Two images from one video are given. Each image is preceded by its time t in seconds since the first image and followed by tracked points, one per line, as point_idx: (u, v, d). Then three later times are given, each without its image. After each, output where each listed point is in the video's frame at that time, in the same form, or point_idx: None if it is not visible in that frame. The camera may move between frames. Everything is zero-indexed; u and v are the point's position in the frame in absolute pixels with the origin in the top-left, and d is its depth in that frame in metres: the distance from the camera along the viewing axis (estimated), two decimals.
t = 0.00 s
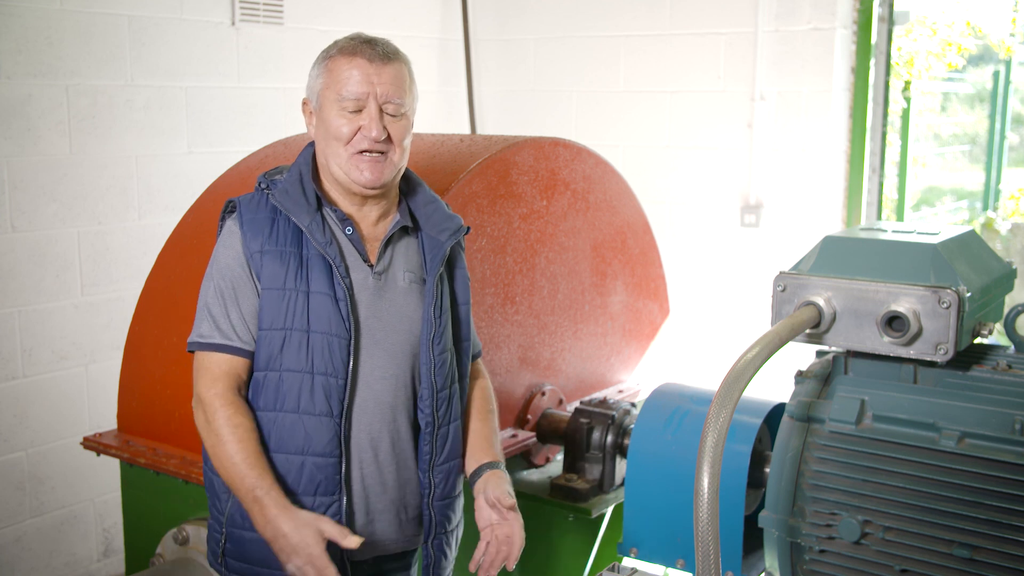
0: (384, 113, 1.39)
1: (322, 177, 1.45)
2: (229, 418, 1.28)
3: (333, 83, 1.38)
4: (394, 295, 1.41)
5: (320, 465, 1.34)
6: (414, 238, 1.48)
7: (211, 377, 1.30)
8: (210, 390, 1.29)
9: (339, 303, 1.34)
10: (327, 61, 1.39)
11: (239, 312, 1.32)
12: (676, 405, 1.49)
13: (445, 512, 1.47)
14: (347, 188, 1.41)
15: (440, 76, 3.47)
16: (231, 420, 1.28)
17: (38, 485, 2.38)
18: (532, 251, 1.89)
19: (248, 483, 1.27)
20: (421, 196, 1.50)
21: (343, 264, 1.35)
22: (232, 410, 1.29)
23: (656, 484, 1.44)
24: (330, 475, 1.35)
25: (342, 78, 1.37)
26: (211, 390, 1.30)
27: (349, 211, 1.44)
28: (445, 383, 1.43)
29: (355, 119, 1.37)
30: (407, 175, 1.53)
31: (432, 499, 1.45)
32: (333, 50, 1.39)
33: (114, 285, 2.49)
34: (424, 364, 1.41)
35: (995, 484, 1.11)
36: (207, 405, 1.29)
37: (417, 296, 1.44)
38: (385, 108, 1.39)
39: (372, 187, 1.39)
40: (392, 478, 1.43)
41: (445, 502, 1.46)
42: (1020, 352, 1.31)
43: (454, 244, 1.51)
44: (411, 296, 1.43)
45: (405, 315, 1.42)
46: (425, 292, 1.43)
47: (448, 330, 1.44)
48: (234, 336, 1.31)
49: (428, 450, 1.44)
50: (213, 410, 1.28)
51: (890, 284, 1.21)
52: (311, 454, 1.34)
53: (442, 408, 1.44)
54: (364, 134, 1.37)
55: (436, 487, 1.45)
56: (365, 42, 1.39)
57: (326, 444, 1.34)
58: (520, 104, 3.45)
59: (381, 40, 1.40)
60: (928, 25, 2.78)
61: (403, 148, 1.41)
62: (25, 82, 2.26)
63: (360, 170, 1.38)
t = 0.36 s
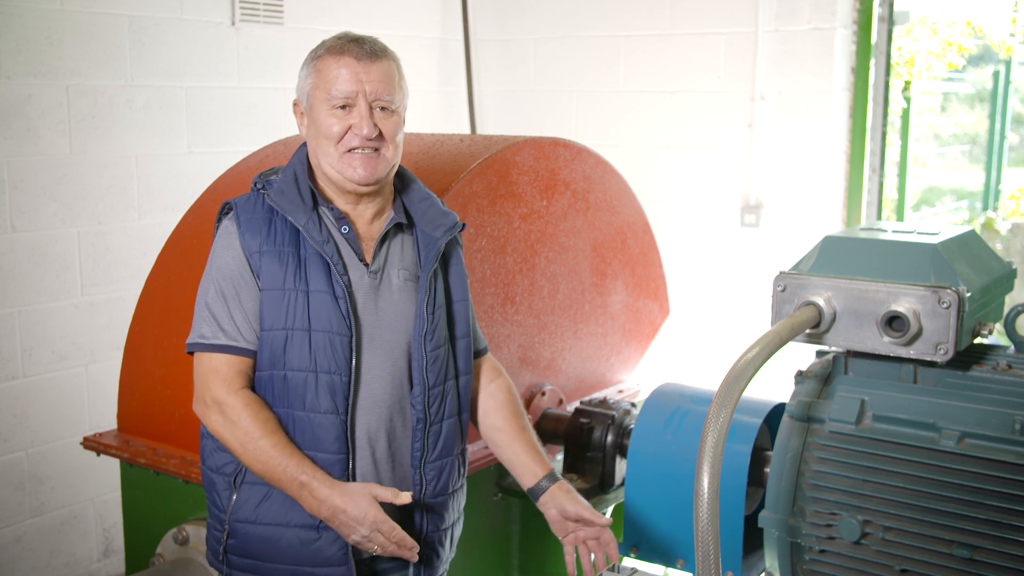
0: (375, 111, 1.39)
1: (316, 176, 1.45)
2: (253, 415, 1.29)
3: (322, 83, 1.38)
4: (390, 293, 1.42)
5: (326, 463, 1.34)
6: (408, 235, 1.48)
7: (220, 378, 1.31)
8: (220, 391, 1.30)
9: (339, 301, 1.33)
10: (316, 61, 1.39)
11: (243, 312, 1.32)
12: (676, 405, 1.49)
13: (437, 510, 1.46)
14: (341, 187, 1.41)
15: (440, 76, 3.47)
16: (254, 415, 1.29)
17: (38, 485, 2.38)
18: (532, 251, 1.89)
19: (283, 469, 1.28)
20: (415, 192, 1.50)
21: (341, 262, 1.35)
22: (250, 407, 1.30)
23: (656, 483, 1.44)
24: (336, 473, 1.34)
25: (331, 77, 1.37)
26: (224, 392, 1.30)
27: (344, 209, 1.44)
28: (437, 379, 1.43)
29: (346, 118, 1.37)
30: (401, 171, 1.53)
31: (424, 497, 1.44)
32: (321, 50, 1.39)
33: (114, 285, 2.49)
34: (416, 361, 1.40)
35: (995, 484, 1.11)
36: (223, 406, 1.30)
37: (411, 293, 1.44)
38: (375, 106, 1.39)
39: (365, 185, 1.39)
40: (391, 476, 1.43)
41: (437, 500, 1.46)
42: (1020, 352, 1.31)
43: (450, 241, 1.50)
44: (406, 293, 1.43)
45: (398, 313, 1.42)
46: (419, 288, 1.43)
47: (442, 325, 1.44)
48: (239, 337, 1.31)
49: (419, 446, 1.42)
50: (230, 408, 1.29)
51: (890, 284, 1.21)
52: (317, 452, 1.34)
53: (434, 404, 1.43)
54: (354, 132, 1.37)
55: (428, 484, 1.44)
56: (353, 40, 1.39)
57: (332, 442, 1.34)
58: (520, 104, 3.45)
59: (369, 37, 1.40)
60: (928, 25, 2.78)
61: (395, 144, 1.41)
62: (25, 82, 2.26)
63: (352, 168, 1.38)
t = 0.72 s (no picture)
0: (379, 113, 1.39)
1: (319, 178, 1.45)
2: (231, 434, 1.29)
3: (327, 84, 1.38)
4: (396, 293, 1.42)
5: (329, 463, 1.34)
6: (412, 236, 1.48)
7: (218, 381, 1.30)
8: (214, 396, 1.30)
9: (343, 302, 1.34)
10: (321, 62, 1.39)
11: (244, 314, 1.31)
12: (677, 405, 1.49)
13: (448, 508, 1.48)
14: (345, 188, 1.41)
15: (440, 76, 3.47)
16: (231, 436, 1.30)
17: (38, 485, 2.38)
18: (532, 251, 1.89)
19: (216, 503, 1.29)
20: (418, 194, 1.51)
21: (345, 262, 1.35)
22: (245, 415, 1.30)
23: (657, 483, 1.43)
24: (338, 473, 1.34)
25: (335, 79, 1.37)
26: (219, 397, 1.30)
27: (346, 210, 1.44)
28: (446, 380, 1.44)
29: (350, 119, 1.37)
30: (405, 174, 1.53)
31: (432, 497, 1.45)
32: (326, 51, 1.39)
33: (114, 285, 2.49)
34: (425, 361, 1.42)
35: (995, 484, 1.11)
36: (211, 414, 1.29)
37: (417, 293, 1.44)
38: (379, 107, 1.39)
39: (368, 186, 1.39)
40: (395, 478, 1.43)
41: (448, 499, 1.47)
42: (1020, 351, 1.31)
43: (452, 242, 1.51)
44: (410, 294, 1.43)
45: (406, 313, 1.42)
46: (425, 288, 1.43)
47: (448, 327, 1.45)
48: (240, 338, 1.30)
49: (431, 446, 1.44)
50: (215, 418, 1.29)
51: (890, 284, 1.21)
52: (318, 453, 1.33)
53: (445, 405, 1.44)
54: (359, 133, 1.37)
55: (439, 484, 1.46)
56: (358, 42, 1.40)
57: (334, 443, 1.34)
58: (520, 104, 3.45)
59: (374, 40, 1.40)
60: (928, 25, 2.78)
61: (399, 147, 1.41)
62: (25, 82, 2.26)
63: (355, 169, 1.38)
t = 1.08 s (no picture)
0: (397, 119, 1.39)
1: (318, 171, 1.44)
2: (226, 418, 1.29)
3: (352, 79, 1.38)
4: (388, 290, 1.41)
5: (319, 458, 1.34)
6: (408, 236, 1.48)
7: (208, 372, 1.31)
8: (207, 388, 1.30)
9: (334, 298, 1.34)
10: (351, 56, 1.39)
11: (233, 308, 1.32)
12: (676, 406, 1.48)
13: (439, 510, 1.46)
14: (345, 184, 1.41)
15: (440, 76, 3.47)
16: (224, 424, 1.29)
17: (38, 485, 2.38)
18: (532, 251, 1.89)
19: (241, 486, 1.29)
20: (417, 195, 1.51)
21: (337, 258, 1.35)
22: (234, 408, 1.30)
23: (657, 483, 1.44)
24: (328, 469, 1.35)
25: (363, 76, 1.37)
26: (210, 389, 1.30)
27: (342, 207, 1.43)
28: (440, 380, 1.43)
29: (368, 118, 1.37)
30: (405, 175, 1.53)
31: (426, 501, 1.44)
32: (360, 47, 1.39)
33: (114, 285, 2.49)
34: (419, 361, 1.41)
35: (995, 483, 1.11)
36: (208, 405, 1.29)
37: (412, 292, 1.44)
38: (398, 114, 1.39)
39: (369, 185, 1.39)
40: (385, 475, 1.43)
41: (441, 500, 1.46)
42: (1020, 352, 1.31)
43: (450, 243, 1.50)
44: (407, 292, 1.43)
45: (399, 310, 1.42)
46: (420, 287, 1.43)
47: (444, 326, 1.44)
48: (228, 331, 1.31)
49: (424, 447, 1.43)
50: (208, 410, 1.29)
51: (890, 284, 1.21)
52: (308, 448, 1.33)
53: (438, 406, 1.43)
54: (373, 134, 1.37)
55: (432, 485, 1.44)
56: (393, 47, 1.40)
57: (324, 437, 1.34)
58: (520, 104, 3.45)
59: (408, 49, 1.41)
60: (928, 25, 2.78)
61: (406, 155, 1.42)
62: (25, 83, 2.26)
63: (360, 167, 1.38)
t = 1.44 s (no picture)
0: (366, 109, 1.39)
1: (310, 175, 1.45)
2: (241, 414, 1.28)
3: (318, 77, 1.39)
4: (387, 287, 1.42)
5: (323, 456, 1.34)
6: (406, 233, 1.48)
7: (214, 373, 1.30)
8: (212, 385, 1.29)
9: (333, 295, 1.34)
10: (318, 56, 1.41)
11: (234, 307, 1.32)
12: (676, 405, 1.48)
13: (445, 506, 1.46)
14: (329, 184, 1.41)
15: (440, 75, 3.47)
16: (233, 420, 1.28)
17: (38, 485, 2.38)
18: (532, 251, 1.89)
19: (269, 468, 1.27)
20: (413, 191, 1.50)
21: (335, 256, 1.35)
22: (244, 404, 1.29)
23: (656, 482, 1.44)
24: (333, 466, 1.34)
25: (326, 72, 1.38)
26: (216, 386, 1.29)
27: (337, 208, 1.44)
28: (441, 378, 1.43)
29: (335, 112, 1.38)
30: (396, 168, 1.53)
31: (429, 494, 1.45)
32: (325, 46, 1.41)
33: (114, 285, 2.49)
34: (419, 359, 1.41)
35: (994, 483, 1.11)
36: (215, 401, 1.29)
37: (411, 289, 1.44)
38: (367, 104, 1.38)
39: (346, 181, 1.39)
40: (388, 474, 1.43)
41: (445, 496, 1.46)
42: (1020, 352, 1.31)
43: (449, 239, 1.50)
44: (405, 290, 1.43)
45: (398, 308, 1.42)
46: (419, 285, 1.43)
47: (444, 324, 1.44)
48: (232, 331, 1.31)
49: (427, 444, 1.43)
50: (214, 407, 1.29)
51: (891, 284, 1.21)
52: (313, 446, 1.33)
53: (440, 403, 1.43)
54: (341, 127, 1.37)
55: (436, 482, 1.45)
56: (358, 40, 1.41)
57: (328, 435, 1.34)
58: (519, 104, 3.45)
59: (374, 39, 1.41)
60: (928, 25, 2.78)
61: (383, 145, 1.40)
62: (25, 82, 2.26)
63: (334, 163, 1.38)
